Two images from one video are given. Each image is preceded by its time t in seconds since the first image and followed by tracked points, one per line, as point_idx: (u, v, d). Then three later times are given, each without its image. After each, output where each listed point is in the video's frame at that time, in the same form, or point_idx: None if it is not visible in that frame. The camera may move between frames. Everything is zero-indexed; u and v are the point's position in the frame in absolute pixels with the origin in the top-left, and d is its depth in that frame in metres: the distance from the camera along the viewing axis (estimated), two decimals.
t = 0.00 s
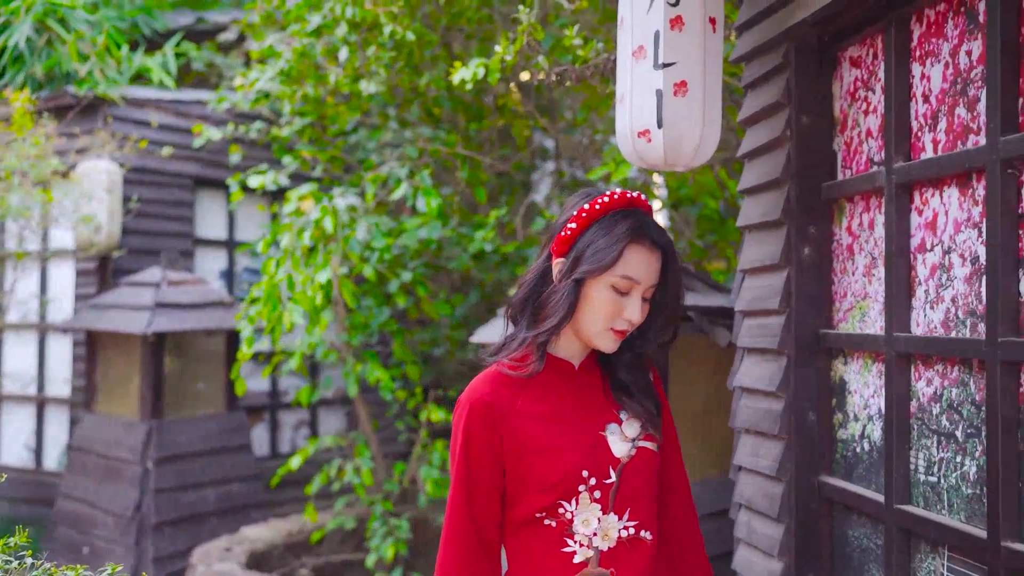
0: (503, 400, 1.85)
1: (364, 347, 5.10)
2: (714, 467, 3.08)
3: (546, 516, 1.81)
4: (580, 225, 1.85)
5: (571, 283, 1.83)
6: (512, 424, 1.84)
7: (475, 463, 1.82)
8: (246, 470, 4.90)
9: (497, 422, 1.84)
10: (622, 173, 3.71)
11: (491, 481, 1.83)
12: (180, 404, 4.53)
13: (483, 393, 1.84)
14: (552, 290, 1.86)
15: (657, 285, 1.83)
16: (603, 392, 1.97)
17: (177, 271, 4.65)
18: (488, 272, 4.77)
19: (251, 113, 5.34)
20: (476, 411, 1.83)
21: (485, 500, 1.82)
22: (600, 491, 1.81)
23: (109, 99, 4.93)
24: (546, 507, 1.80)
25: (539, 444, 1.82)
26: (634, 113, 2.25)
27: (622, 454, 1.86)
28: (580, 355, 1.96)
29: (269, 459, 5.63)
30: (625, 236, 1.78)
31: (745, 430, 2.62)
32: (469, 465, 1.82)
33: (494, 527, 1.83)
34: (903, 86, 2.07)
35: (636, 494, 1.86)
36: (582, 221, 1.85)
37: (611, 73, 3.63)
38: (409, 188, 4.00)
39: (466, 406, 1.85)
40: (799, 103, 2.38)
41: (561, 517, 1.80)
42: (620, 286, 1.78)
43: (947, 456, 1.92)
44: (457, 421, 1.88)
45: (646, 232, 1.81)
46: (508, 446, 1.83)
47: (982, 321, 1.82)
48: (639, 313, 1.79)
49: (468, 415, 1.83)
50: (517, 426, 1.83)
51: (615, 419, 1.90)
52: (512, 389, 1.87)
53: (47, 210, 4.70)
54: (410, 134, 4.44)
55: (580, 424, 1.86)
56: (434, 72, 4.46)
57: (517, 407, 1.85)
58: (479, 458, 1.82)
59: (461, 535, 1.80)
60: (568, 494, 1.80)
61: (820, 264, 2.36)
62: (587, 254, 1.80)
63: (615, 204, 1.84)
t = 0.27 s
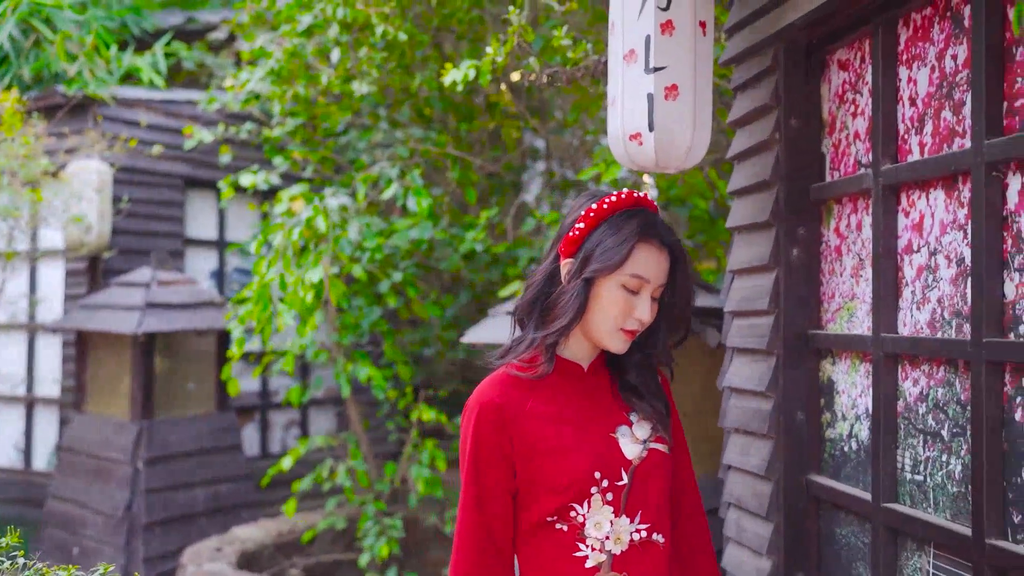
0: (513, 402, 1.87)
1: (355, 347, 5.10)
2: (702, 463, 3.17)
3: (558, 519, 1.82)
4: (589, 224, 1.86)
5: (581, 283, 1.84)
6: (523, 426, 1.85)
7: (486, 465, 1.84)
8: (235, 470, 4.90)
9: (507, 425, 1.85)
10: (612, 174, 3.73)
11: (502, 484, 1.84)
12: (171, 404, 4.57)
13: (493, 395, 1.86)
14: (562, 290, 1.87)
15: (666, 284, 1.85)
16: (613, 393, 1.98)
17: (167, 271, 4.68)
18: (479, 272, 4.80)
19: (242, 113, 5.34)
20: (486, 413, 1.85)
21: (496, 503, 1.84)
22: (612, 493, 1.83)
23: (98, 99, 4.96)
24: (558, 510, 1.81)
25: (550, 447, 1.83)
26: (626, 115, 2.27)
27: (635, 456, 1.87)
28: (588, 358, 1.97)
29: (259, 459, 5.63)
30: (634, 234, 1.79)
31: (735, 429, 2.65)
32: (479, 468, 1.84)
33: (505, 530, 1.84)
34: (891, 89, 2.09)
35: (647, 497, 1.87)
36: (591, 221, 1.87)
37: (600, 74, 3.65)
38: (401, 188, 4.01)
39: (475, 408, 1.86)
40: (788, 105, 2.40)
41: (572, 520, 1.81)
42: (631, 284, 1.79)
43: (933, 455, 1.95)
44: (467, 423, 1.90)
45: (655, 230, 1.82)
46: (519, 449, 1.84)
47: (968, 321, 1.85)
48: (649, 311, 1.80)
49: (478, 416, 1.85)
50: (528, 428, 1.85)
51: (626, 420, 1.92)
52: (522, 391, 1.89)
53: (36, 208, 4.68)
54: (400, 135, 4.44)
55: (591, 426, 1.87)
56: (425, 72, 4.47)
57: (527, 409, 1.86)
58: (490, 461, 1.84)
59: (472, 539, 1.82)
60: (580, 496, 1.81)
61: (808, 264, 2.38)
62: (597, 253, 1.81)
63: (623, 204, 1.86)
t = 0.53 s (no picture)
0: (520, 404, 1.87)
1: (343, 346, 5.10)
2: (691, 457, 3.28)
3: (567, 523, 1.82)
4: (595, 221, 1.87)
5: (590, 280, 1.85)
6: (531, 429, 1.85)
7: (494, 469, 1.83)
8: (225, 469, 5.00)
9: (515, 427, 1.85)
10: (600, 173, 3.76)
11: (509, 488, 1.83)
12: (160, 403, 4.66)
13: (501, 397, 1.86)
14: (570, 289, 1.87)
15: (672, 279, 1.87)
16: (620, 395, 2.00)
17: (155, 271, 4.76)
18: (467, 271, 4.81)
19: (230, 111, 5.34)
20: (493, 415, 1.84)
21: (504, 507, 1.83)
22: (621, 495, 1.83)
23: (85, 97, 5.03)
24: (567, 514, 1.81)
25: (560, 448, 1.83)
26: (616, 116, 2.28)
27: (643, 458, 1.88)
28: (594, 358, 1.99)
29: (248, 458, 5.63)
30: (642, 230, 1.82)
31: (722, 427, 2.67)
32: (488, 471, 1.83)
33: (513, 534, 1.84)
34: (875, 89, 2.11)
35: (656, 500, 1.88)
36: (597, 218, 1.88)
37: (588, 74, 3.66)
38: (389, 187, 4.01)
39: (481, 411, 1.85)
40: (774, 105, 2.42)
41: (582, 524, 1.81)
42: (640, 280, 1.81)
43: (918, 451, 1.97)
44: (472, 427, 1.89)
45: (661, 225, 1.85)
46: (527, 451, 1.84)
47: (951, 319, 1.87)
48: (658, 307, 1.83)
49: (485, 418, 1.84)
50: (536, 431, 1.85)
51: (633, 422, 1.94)
52: (530, 393, 1.88)
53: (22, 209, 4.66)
54: (389, 134, 4.44)
55: (599, 428, 1.88)
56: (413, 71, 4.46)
57: (535, 411, 1.86)
58: (498, 463, 1.83)
59: (480, 543, 1.81)
60: (590, 499, 1.81)
61: (794, 262, 2.41)
62: (605, 250, 1.83)
63: (628, 201, 1.88)
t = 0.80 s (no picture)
0: (521, 404, 1.86)
1: (331, 345, 5.12)
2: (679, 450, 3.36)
3: (570, 527, 1.82)
4: (595, 221, 1.88)
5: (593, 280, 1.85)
6: (533, 432, 1.85)
7: (496, 472, 1.82)
8: (216, 468, 5.08)
9: (517, 428, 1.84)
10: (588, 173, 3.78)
11: (511, 491, 1.83)
12: (148, 402, 4.72)
13: (502, 400, 1.85)
14: (573, 289, 1.87)
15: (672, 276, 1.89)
16: (619, 397, 2.00)
17: (143, 270, 4.79)
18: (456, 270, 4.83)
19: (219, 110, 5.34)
20: (495, 418, 1.84)
21: (506, 510, 1.83)
22: (624, 499, 1.84)
23: (71, 95, 5.04)
24: (569, 518, 1.82)
25: (562, 451, 1.83)
26: (604, 115, 2.29)
27: (645, 460, 1.89)
28: (595, 359, 1.99)
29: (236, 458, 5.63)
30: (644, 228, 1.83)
31: (708, 425, 2.69)
32: (490, 473, 1.82)
33: (515, 538, 1.83)
34: (859, 90, 2.14)
35: (658, 503, 1.89)
36: (597, 218, 1.89)
37: (576, 74, 3.68)
38: (377, 187, 4.01)
39: (481, 413, 1.85)
40: (760, 105, 2.44)
41: (585, 527, 1.82)
42: (643, 278, 1.83)
43: (900, 448, 1.99)
44: (472, 429, 1.88)
45: (661, 223, 1.87)
46: (529, 453, 1.84)
47: (933, 317, 1.89)
48: (661, 305, 1.84)
49: (486, 421, 1.84)
50: (538, 434, 1.84)
51: (634, 424, 1.94)
52: (531, 395, 1.88)
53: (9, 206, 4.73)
54: (377, 133, 4.45)
55: (601, 430, 1.88)
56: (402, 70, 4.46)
57: (536, 414, 1.86)
58: (500, 465, 1.83)
59: (482, 547, 1.80)
60: (592, 503, 1.82)
61: (780, 262, 2.42)
62: (608, 249, 1.83)
63: (627, 199, 1.89)
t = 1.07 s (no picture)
0: (515, 409, 1.88)
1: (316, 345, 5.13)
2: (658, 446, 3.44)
3: (563, 531, 1.83)
4: (588, 221, 1.90)
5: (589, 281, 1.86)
6: (528, 437, 1.86)
7: (491, 476, 1.83)
8: (199, 468, 5.11)
9: (511, 433, 1.86)
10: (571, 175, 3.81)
11: (506, 495, 1.84)
12: (132, 403, 4.72)
13: (498, 404, 1.86)
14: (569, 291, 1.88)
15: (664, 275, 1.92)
16: (612, 401, 2.02)
17: (127, 270, 4.79)
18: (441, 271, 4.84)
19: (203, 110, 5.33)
20: (490, 422, 1.85)
21: (501, 515, 1.83)
22: (617, 504, 1.85)
23: (55, 95, 5.10)
24: (563, 523, 1.83)
25: (556, 456, 1.84)
26: (586, 117, 2.31)
27: (638, 465, 1.90)
28: (589, 361, 2.01)
29: (221, 458, 5.64)
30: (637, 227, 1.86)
31: (689, 425, 2.71)
32: (485, 478, 1.83)
33: (509, 541, 1.85)
34: (837, 93, 2.16)
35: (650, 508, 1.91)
36: (589, 218, 1.90)
37: (560, 76, 3.70)
38: (362, 188, 4.01)
39: (477, 417, 1.86)
40: (740, 107, 2.47)
41: (578, 532, 1.83)
42: (637, 277, 1.85)
43: (877, 447, 2.02)
44: (467, 432, 1.89)
45: (652, 222, 1.90)
46: (523, 457, 1.85)
47: (909, 317, 1.92)
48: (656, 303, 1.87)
49: (481, 425, 1.84)
50: (534, 439, 1.86)
51: (628, 428, 1.95)
52: (526, 400, 1.89)
53: None
54: (362, 134, 4.44)
55: (596, 435, 1.89)
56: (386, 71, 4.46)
57: (531, 419, 1.87)
58: (494, 470, 1.83)
59: (476, 551, 1.81)
60: (586, 508, 1.83)
61: (761, 262, 2.45)
62: (602, 249, 1.85)
63: (617, 199, 1.91)
